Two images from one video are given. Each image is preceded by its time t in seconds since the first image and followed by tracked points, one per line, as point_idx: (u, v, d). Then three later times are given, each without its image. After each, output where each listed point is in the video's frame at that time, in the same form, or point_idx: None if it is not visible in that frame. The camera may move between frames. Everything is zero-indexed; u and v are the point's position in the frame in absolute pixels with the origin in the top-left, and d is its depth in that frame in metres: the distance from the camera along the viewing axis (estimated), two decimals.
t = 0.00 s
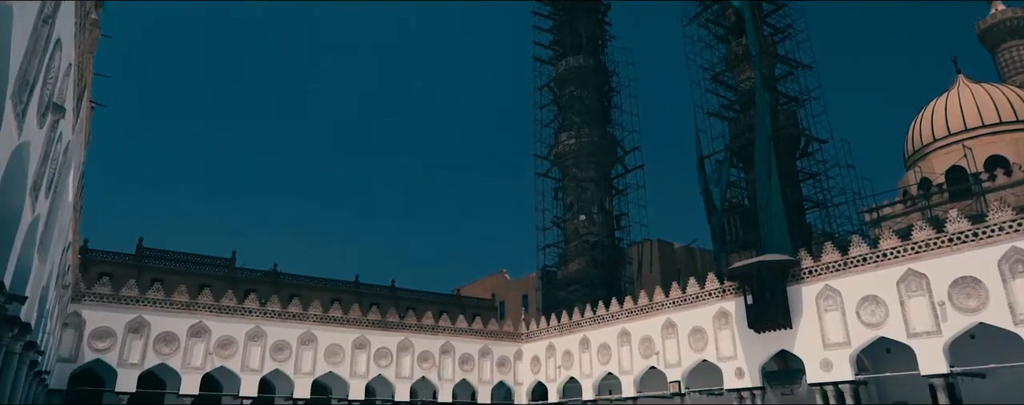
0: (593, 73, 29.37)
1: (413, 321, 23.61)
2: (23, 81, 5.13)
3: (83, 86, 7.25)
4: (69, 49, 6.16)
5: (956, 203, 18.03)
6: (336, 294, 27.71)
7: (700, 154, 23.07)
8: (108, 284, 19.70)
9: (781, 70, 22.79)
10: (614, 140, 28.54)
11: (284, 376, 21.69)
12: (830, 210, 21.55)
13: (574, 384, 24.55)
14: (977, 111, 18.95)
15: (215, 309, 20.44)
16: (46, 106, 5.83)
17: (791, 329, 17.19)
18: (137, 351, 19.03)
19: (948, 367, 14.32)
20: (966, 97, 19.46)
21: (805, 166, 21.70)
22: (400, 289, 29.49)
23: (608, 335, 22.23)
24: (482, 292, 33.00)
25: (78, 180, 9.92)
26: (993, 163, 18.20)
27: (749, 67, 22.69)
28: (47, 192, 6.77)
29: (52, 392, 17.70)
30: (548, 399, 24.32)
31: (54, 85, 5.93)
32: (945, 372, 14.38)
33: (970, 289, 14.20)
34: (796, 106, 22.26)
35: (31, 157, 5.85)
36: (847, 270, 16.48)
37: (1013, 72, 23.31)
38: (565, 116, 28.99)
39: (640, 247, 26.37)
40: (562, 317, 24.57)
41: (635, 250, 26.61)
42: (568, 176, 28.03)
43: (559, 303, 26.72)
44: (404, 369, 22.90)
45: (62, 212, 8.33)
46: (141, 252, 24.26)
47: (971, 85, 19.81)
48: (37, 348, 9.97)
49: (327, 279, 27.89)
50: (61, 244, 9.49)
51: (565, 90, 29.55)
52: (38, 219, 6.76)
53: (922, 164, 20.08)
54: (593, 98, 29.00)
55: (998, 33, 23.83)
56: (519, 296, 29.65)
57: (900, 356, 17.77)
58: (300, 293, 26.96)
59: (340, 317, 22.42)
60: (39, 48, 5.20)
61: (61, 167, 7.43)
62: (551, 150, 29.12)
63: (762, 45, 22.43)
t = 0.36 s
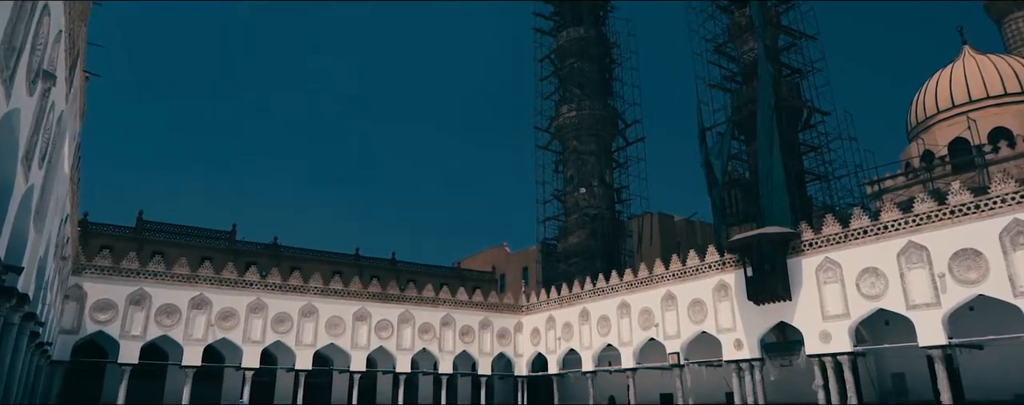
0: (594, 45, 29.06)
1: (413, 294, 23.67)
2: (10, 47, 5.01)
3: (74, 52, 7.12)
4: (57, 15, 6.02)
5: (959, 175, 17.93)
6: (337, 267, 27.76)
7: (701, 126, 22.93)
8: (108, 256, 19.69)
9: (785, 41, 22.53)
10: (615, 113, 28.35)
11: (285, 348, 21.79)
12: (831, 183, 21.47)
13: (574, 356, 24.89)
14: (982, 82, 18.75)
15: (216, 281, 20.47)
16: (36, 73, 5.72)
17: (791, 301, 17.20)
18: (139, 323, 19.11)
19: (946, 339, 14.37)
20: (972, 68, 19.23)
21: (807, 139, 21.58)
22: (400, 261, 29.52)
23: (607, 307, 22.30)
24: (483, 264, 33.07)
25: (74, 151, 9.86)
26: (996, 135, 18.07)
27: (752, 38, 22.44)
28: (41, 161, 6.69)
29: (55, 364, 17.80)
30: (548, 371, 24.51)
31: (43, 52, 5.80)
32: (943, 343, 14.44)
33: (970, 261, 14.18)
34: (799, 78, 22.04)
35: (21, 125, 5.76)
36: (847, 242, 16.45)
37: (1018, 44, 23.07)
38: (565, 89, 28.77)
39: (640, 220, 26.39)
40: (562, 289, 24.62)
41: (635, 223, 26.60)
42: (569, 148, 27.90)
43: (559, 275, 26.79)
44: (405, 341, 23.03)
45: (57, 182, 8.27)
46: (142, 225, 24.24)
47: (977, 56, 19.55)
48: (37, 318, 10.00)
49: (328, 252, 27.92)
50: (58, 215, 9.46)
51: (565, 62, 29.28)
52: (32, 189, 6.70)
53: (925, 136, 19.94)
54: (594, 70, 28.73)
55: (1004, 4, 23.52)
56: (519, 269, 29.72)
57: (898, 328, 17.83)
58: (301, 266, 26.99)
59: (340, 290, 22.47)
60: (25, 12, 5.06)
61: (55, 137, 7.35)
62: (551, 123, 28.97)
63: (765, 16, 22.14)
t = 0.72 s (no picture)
0: (596, 17, 28.70)
1: (414, 267, 23.69)
2: None
3: (64, 21, 6.99)
4: None
5: (962, 149, 17.81)
6: (338, 241, 27.76)
7: (704, 99, 22.76)
8: (107, 229, 19.65)
9: (789, 13, 22.24)
10: (616, 86, 28.13)
11: (286, 322, 21.87)
12: (833, 158, 21.35)
13: (574, 329, 25.01)
14: (988, 55, 18.52)
15: (216, 255, 20.46)
16: (24, 43, 5.61)
17: (791, 275, 17.19)
18: (140, 297, 19.16)
19: (946, 312, 14.38)
20: (978, 40, 18.97)
21: (810, 112, 21.43)
22: (401, 236, 29.52)
23: (607, 281, 22.34)
24: (483, 239, 33.08)
25: (69, 123, 9.76)
26: (1000, 108, 17.91)
27: (755, 10, 22.15)
28: (34, 133, 6.61)
29: (57, 337, 17.89)
30: (548, 344, 24.65)
31: (32, 19, 5.68)
32: (943, 316, 14.46)
33: (972, 235, 14.13)
34: (803, 51, 21.79)
35: (13, 96, 5.68)
36: (849, 216, 16.38)
37: None
38: (566, 62, 28.49)
39: (641, 195, 26.33)
40: (562, 263, 24.64)
41: (636, 198, 26.53)
42: (569, 122, 27.73)
43: (560, 250, 26.82)
44: (406, 314, 23.12)
45: (52, 155, 8.20)
46: (141, 199, 24.17)
47: (984, 28, 19.27)
48: (35, 292, 10.00)
49: (328, 226, 27.91)
50: (54, 188, 9.41)
51: (566, 35, 28.95)
52: (25, 160, 6.63)
53: (928, 110, 19.79)
54: (596, 43, 28.42)
55: None
56: (519, 243, 29.74)
57: (898, 301, 17.85)
58: (302, 240, 26.99)
59: (341, 264, 22.49)
60: None
61: (48, 108, 7.26)
62: (552, 97, 28.78)
63: None
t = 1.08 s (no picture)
0: None
1: (414, 244, 23.67)
2: None
3: None
4: None
5: (966, 125, 17.69)
6: (338, 217, 27.71)
7: (706, 75, 22.56)
8: (106, 206, 19.59)
9: None
10: (618, 62, 27.89)
11: (287, 298, 21.93)
12: (835, 133, 21.22)
13: (574, 306, 25.08)
14: (995, 30, 18.29)
15: (216, 231, 20.43)
16: (12, 11, 5.48)
17: (791, 251, 17.18)
18: (141, 273, 19.17)
19: (946, 288, 14.38)
20: (985, 14, 18.71)
21: (813, 88, 21.26)
22: (401, 212, 29.48)
23: (607, 258, 22.34)
24: (483, 216, 33.07)
25: (63, 96, 9.63)
26: (1006, 84, 17.74)
27: None
28: (26, 106, 6.52)
29: (58, 313, 17.94)
30: (548, 320, 24.75)
31: None
32: (943, 293, 14.47)
33: (974, 211, 14.07)
34: (807, 26, 21.53)
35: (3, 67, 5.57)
36: (851, 193, 16.30)
37: None
38: (567, 37, 28.21)
39: (641, 171, 26.24)
40: (563, 240, 24.62)
41: (636, 175, 26.28)
42: (571, 99, 27.54)
43: (561, 226, 26.80)
44: (406, 291, 23.17)
45: (46, 128, 8.09)
46: (141, 176, 24.06)
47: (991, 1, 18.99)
48: (33, 266, 9.94)
49: (328, 203, 27.87)
50: (49, 162, 9.29)
51: (568, 10, 28.63)
52: (18, 133, 6.54)
53: (933, 85, 19.61)
54: (597, 18, 28.11)
55: None
56: (520, 220, 29.70)
57: (898, 278, 17.85)
58: (302, 216, 26.95)
59: (342, 240, 22.47)
60: None
61: (41, 80, 7.16)
62: (553, 73, 28.56)
63: None
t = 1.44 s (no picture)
0: None
1: (414, 223, 23.59)
2: None
3: None
4: None
5: (970, 104, 17.56)
6: (338, 197, 27.62)
7: (708, 53, 22.33)
8: (105, 185, 19.48)
9: None
10: (619, 40, 27.61)
11: (288, 277, 21.91)
12: (838, 112, 21.05)
13: (574, 285, 25.09)
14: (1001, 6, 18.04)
15: (216, 211, 20.36)
16: None
17: (793, 230, 17.11)
18: (141, 252, 19.15)
19: (948, 268, 14.36)
20: None
21: (816, 67, 21.06)
22: (402, 192, 29.37)
23: (608, 237, 22.30)
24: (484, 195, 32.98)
25: (59, 72, 9.50)
26: (1012, 61, 17.57)
27: None
28: (18, 81, 6.42)
29: (59, 292, 17.93)
30: (549, 299, 24.78)
31: None
32: (944, 272, 14.44)
33: (978, 191, 13.97)
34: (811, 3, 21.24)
35: None
36: (853, 172, 16.19)
37: None
38: (568, 15, 27.90)
39: (642, 151, 26.07)
40: (564, 219, 24.56)
41: (636, 154, 26.20)
42: (572, 78, 27.32)
43: (562, 206, 26.74)
44: (407, 270, 23.17)
45: (40, 104, 7.99)
46: (139, 155, 23.93)
47: None
48: (30, 244, 9.88)
49: (328, 183, 27.76)
50: (45, 139, 9.17)
51: None
52: (10, 109, 6.44)
53: (938, 63, 19.43)
54: None
55: None
56: (520, 200, 29.62)
57: (900, 257, 17.79)
58: (302, 196, 26.86)
59: (341, 220, 22.41)
60: None
61: (33, 54, 7.05)
62: (553, 52, 28.32)
63: None
